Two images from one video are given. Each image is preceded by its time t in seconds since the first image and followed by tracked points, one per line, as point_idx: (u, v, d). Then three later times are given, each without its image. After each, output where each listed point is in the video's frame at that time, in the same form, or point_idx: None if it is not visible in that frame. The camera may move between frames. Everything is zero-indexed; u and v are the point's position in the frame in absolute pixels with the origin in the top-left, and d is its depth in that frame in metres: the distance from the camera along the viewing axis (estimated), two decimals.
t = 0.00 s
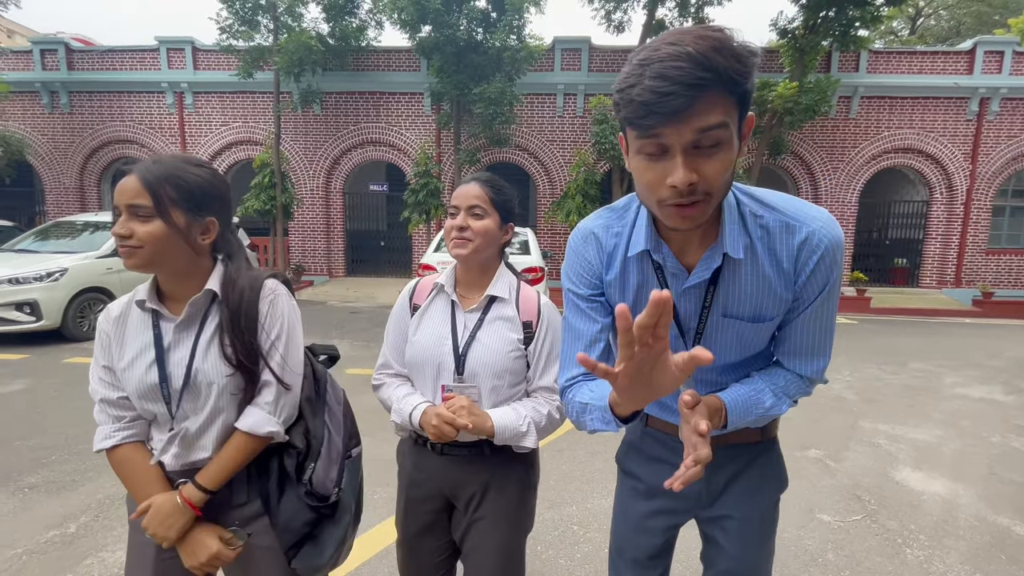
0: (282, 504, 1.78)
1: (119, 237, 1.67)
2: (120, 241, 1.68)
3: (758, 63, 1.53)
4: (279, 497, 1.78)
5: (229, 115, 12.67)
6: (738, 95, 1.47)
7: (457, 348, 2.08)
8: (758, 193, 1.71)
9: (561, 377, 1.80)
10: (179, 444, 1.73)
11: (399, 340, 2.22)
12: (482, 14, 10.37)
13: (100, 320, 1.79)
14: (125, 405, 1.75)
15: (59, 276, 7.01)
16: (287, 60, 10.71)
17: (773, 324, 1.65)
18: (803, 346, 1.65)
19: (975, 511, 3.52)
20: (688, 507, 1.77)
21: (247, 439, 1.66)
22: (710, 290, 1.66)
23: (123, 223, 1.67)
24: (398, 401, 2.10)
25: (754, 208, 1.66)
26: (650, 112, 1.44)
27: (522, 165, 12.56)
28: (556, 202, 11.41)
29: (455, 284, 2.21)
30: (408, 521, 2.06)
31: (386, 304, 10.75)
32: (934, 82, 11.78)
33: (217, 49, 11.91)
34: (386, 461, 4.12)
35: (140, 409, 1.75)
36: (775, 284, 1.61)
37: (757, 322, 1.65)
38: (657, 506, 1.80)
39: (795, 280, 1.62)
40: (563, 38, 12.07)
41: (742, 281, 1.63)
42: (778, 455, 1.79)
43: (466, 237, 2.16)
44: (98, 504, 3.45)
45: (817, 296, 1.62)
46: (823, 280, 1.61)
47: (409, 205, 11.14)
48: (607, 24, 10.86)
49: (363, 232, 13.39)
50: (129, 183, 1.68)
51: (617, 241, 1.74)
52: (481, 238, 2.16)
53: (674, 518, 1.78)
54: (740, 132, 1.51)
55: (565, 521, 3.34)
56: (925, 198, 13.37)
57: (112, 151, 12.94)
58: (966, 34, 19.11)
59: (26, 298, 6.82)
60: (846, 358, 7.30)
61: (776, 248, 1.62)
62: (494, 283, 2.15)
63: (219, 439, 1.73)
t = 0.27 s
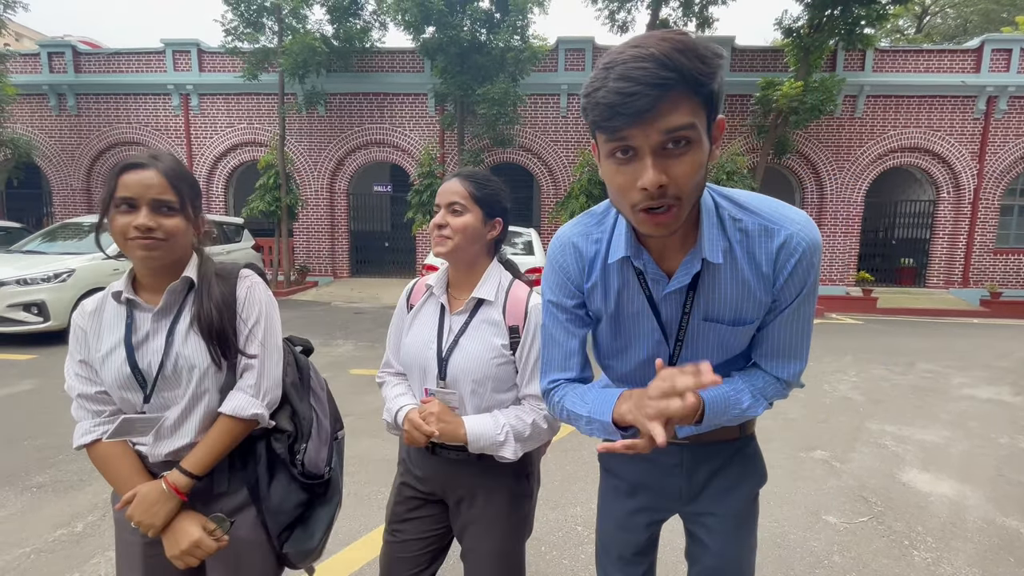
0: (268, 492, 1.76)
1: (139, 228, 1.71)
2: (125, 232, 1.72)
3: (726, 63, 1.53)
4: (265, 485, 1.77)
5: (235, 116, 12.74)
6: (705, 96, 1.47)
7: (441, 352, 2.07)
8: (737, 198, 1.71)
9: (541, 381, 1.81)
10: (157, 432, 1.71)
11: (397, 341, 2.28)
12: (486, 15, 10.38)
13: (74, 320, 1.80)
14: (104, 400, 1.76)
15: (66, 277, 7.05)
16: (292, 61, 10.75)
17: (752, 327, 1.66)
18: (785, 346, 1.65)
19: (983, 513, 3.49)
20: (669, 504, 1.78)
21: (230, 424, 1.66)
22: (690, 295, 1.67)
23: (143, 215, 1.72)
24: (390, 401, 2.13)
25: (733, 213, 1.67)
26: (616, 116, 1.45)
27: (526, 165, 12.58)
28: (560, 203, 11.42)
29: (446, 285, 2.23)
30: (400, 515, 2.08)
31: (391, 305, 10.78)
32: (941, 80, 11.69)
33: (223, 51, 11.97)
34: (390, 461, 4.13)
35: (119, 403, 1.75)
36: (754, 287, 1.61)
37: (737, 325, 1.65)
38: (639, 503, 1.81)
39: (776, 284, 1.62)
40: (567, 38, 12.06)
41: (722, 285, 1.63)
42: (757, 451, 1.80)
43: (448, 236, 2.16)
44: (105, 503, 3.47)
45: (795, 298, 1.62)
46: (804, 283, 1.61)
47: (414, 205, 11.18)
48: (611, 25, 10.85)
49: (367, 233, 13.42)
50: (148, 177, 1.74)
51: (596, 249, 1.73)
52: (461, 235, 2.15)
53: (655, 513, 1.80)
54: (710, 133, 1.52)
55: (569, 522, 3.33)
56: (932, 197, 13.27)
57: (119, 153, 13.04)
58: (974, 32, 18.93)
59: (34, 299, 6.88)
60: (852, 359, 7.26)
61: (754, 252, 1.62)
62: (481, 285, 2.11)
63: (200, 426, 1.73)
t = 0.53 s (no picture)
0: (304, 469, 1.93)
1: (188, 230, 1.74)
2: (170, 233, 1.73)
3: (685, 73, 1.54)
4: (303, 461, 1.93)
5: (242, 119, 12.83)
6: (666, 107, 1.49)
7: (411, 346, 2.08)
8: (706, 201, 1.70)
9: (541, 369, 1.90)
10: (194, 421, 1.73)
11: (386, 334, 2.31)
12: (491, 16, 10.39)
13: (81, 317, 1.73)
14: (121, 397, 1.71)
15: (76, 278, 7.13)
16: (298, 64, 10.81)
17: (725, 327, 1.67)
18: (757, 342, 1.69)
19: (994, 516, 3.45)
20: (654, 499, 1.80)
21: (265, 410, 1.77)
22: (663, 297, 1.68)
23: (191, 218, 1.76)
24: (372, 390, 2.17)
25: (702, 216, 1.66)
26: (580, 128, 1.47)
27: (531, 166, 12.58)
28: (565, 204, 11.41)
29: (429, 283, 2.23)
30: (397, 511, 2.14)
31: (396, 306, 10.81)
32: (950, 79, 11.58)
33: (230, 54, 12.07)
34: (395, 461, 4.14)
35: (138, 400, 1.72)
36: (725, 289, 1.62)
37: (711, 325, 1.67)
38: (624, 498, 1.83)
39: (746, 284, 1.63)
40: (572, 39, 12.06)
41: (694, 287, 1.64)
42: (739, 445, 1.82)
43: (425, 235, 2.16)
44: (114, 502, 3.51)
45: (766, 298, 1.63)
46: (773, 282, 1.62)
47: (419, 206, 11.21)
48: (617, 25, 10.84)
49: (373, 234, 13.47)
50: (196, 182, 1.79)
51: (572, 255, 1.75)
52: (439, 233, 2.14)
53: (642, 507, 1.82)
54: (673, 141, 1.54)
55: (574, 522, 3.33)
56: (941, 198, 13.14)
57: (128, 155, 13.17)
58: (983, 30, 18.73)
59: (44, 299, 6.95)
60: (860, 360, 7.20)
61: (723, 254, 1.63)
62: (455, 284, 2.08)
63: (229, 417, 1.78)
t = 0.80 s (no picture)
0: (320, 455, 1.97)
1: (203, 230, 1.76)
2: (187, 233, 1.74)
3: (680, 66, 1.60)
4: (316, 454, 1.96)
5: (248, 119, 12.91)
6: (662, 96, 1.54)
7: (406, 341, 2.09)
8: (706, 190, 1.74)
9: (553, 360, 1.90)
10: (211, 419, 1.74)
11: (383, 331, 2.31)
12: (496, 16, 10.39)
13: (91, 320, 1.70)
14: (137, 401, 1.70)
15: (86, 277, 7.20)
16: (305, 64, 10.86)
17: (729, 312, 1.66)
18: (759, 328, 1.67)
19: (1005, 518, 3.41)
20: (664, 493, 1.80)
21: (280, 407, 1.80)
22: (666, 282, 1.68)
23: (208, 219, 1.78)
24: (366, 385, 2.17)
25: (702, 203, 1.69)
26: (582, 114, 1.53)
27: (536, 166, 12.58)
28: (571, 204, 11.41)
29: (424, 281, 2.23)
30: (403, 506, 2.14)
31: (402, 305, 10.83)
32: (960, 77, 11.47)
33: (237, 55, 12.14)
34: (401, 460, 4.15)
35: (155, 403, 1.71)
36: (726, 272, 1.63)
37: (714, 309, 1.66)
38: (635, 493, 1.83)
39: (746, 268, 1.63)
40: (577, 39, 12.04)
41: (696, 272, 1.65)
42: (746, 440, 1.82)
43: (432, 241, 2.12)
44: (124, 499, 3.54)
45: (766, 282, 1.63)
46: (773, 266, 1.62)
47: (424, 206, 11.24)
48: (622, 24, 10.81)
49: (378, 234, 13.51)
50: (212, 184, 1.81)
51: (579, 244, 1.77)
52: (446, 239, 2.12)
53: (652, 503, 1.82)
54: (670, 128, 1.58)
55: (580, 523, 3.32)
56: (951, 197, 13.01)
57: (137, 156, 13.29)
58: (994, 28, 18.51)
59: (55, 299, 7.02)
60: (869, 361, 7.15)
61: (722, 239, 1.64)
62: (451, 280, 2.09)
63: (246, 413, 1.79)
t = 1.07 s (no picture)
0: (326, 455, 1.97)
1: (205, 228, 1.76)
2: (191, 232, 1.75)
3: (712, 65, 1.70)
4: (320, 450, 1.96)
5: (253, 120, 12.95)
6: (694, 90, 1.65)
7: (422, 343, 2.08)
8: (734, 186, 1.83)
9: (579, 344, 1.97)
10: (212, 422, 1.75)
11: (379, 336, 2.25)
12: (500, 16, 10.38)
13: (97, 327, 1.69)
14: (148, 405, 1.71)
15: (92, 277, 7.25)
16: (309, 65, 10.88)
17: (753, 300, 1.71)
18: (782, 320, 1.71)
19: (1012, 520, 3.39)
20: (681, 487, 1.85)
21: (287, 405, 1.81)
22: (694, 268, 1.75)
23: (209, 216, 1.78)
24: (371, 390, 2.11)
25: (730, 196, 1.77)
26: (619, 104, 1.63)
27: (540, 166, 12.58)
28: (574, 203, 11.40)
29: (428, 282, 2.21)
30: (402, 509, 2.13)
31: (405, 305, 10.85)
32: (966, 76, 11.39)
33: (241, 56, 12.19)
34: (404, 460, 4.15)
35: (166, 406, 1.72)
36: (751, 261, 1.69)
37: (738, 297, 1.71)
38: (653, 486, 1.87)
39: (770, 258, 1.69)
40: (581, 38, 12.03)
41: (722, 259, 1.71)
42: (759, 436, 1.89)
43: (446, 242, 2.10)
44: (130, 498, 3.56)
45: (789, 273, 1.69)
46: (797, 257, 1.69)
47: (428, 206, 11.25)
48: (626, 24, 10.79)
49: (382, 234, 13.54)
50: (209, 182, 1.81)
51: (610, 231, 1.86)
52: (458, 241, 2.13)
53: (669, 497, 1.86)
54: (701, 121, 1.68)
55: (584, 523, 3.32)
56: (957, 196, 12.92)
57: (142, 157, 13.37)
58: (1001, 26, 18.35)
59: (61, 298, 7.07)
60: (874, 361, 7.11)
61: (748, 230, 1.71)
62: (462, 279, 2.12)
63: (254, 412, 1.80)
